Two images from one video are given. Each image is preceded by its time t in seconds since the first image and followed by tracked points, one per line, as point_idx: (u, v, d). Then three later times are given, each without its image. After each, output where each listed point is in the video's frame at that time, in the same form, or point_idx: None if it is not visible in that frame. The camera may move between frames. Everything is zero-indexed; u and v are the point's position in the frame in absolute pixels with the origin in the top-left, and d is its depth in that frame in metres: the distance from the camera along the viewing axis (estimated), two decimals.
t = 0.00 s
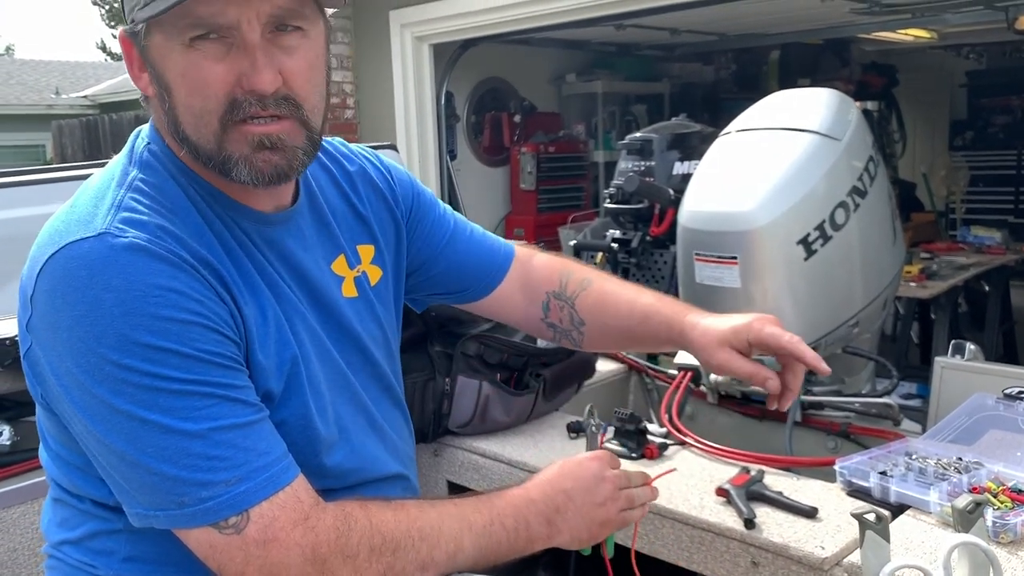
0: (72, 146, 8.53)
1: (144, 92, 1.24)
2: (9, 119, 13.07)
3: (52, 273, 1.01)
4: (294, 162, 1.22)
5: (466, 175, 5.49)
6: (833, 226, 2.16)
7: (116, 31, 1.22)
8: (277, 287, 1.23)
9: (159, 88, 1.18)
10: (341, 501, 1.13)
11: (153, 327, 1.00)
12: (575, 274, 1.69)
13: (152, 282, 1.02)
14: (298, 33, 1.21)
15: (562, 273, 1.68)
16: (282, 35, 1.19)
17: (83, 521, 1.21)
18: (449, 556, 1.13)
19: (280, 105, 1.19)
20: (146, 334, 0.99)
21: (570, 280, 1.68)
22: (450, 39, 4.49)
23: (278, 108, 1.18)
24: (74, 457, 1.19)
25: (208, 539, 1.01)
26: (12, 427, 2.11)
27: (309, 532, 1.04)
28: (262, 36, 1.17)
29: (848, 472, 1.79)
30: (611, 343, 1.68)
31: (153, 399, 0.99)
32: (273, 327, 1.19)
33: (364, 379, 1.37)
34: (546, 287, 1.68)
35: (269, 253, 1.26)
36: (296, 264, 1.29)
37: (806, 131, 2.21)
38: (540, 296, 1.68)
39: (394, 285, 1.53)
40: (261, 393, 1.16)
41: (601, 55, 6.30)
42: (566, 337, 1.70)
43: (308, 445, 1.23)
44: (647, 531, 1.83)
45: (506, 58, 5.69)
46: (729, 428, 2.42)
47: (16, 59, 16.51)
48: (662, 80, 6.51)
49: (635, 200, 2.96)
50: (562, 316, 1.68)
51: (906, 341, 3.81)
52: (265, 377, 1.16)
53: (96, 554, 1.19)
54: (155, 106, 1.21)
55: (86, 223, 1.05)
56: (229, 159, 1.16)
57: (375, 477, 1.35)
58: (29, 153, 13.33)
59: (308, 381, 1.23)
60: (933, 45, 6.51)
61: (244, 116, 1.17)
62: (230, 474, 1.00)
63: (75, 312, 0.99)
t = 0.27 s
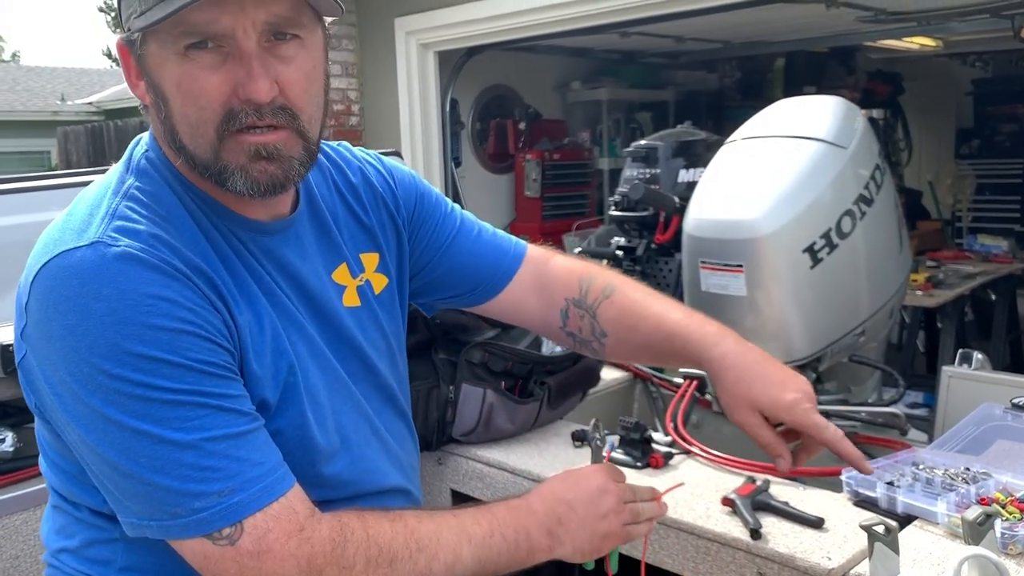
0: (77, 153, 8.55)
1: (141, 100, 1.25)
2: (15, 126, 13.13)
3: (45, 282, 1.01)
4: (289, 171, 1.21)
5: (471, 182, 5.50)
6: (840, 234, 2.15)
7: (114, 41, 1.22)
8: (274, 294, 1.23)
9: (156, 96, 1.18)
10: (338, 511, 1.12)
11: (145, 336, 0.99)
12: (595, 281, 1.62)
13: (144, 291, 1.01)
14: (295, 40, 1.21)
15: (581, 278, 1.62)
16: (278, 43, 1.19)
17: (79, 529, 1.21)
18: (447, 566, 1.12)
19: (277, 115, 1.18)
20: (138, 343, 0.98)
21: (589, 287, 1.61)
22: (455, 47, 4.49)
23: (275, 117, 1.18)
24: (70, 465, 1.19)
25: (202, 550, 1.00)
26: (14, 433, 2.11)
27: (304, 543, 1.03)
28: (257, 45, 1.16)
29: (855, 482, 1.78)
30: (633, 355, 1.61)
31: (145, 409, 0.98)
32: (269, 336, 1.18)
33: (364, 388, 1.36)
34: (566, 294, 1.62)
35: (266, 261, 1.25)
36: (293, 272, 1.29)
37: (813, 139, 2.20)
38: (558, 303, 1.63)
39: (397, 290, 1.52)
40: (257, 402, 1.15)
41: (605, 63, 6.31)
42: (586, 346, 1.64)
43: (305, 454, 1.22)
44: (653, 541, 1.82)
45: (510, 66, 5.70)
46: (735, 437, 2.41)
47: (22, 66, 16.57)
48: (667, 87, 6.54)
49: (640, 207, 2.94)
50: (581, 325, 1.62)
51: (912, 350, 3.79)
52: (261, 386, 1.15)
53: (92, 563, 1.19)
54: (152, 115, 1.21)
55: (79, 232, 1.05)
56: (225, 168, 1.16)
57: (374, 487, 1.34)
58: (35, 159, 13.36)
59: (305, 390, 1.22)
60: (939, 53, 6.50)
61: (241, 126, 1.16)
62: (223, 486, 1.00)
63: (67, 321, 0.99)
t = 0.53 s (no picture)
0: (79, 160, 8.56)
1: (141, 106, 1.24)
2: (18, 133, 13.16)
3: (50, 290, 1.01)
4: (292, 181, 1.21)
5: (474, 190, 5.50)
6: (843, 241, 2.14)
7: (114, 47, 1.22)
8: (278, 301, 1.23)
9: (157, 103, 1.17)
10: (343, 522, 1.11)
11: (151, 344, 0.99)
12: (591, 284, 1.62)
13: (149, 299, 1.01)
14: (296, 47, 1.22)
15: (577, 281, 1.62)
16: (280, 50, 1.19)
17: (83, 540, 1.20)
18: None
19: (279, 122, 1.18)
20: (143, 351, 0.98)
21: (585, 290, 1.61)
22: (458, 55, 4.50)
23: (277, 125, 1.18)
24: (73, 475, 1.18)
25: (206, 561, 1.00)
26: (17, 441, 2.10)
27: (309, 555, 1.02)
28: (259, 52, 1.17)
29: (859, 491, 1.77)
30: (630, 359, 1.60)
31: (150, 418, 0.98)
32: (273, 344, 1.18)
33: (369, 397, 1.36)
34: (562, 299, 1.62)
35: (271, 268, 1.25)
36: (297, 279, 1.28)
37: (815, 146, 2.20)
38: (554, 307, 1.63)
39: (397, 295, 1.52)
40: (262, 409, 1.15)
41: (607, 70, 6.33)
42: (581, 349, 1.64)
43: (309, 462, 1.21)
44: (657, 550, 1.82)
45: (512, 75, 5.71)
46: (738, 445, 2.40)
47: (24, 74, 16.60)
48: (670, 95, 6.54)
49: (643, 215, 2.95)
50: (577, 328, 1.62)
51: (915, 358, 3.78)
52: (265, 394, 1.15)
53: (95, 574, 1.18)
54: (153, 122, 1.21)
55: (84, 239, 1.05)
56: (230, 175, 1.16)
57: (378, 497, 1.34)
58: (37, 167, 13.38)
59: (309, 398, 1.22)
60: (940, 61, 6.50)
61: (244, 134, 1.16)
62: (228, 495, 0.99)
63: (72, 329, 0.98)
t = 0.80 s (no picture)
0: (79, 166, 8.57)
1: (145, 109, 1.23)
2: (19, 139, 13.19)
3: (53, 294, 1.01)
4: (299, 177, 1.22)
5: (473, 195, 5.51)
6: (843, 245, 2.15)
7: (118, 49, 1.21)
8: (281, 305, 1.23)
9: (163, 104, 1.17)
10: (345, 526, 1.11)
11: (154, 348, 0.99)
12: (576, 293, 1.62)
13: (152, 303, 1.01)
14: (305, 47, 1.23)
15: (564, 291, 1.62)
16: (290, 50, 1.20)
17: (85, 545, 1.20)
18: None
19: (290, 122, 1.18)
20: (147, 355, 0.98)
21: (571, 299, 1.61)
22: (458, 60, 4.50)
23: (287, 125, 1.18)
24: (75, 480, 1.18)
25: (209, 566, 0.99)
26: (17, 446, 2.10)
27: (312, 559, 1.02)
28: (270, 53, 1.18)
29: (860, 495, 1.77)
30: (615, 366, 1.60)
31: (154, 422, 0.98)
32: (275, 347, 1.18)
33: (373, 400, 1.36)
34: (548, 307, 1.62)
35: (273, 271, 1.25)
36: (299, 283, 1.28)
37: (815, 150, 2.21)
38: (540, 316, 1.63)
39: (398, 300, 1.52)
40: (265, 412, 1.15)
41: (607, 75, 6.35)
42: (567, 357, 1.64)
43: (312, 465, 1.21)
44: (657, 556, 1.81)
45: (512, 80, 5.71)
46: (738, 450, 2.40)
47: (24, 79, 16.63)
48: (669, 100, 6.55)
49: (642, 219, 2.93)
50: (563, 336, 1.62)
51: (915, 362, 3.78)
52: (268, 398, 1.15)
53: None
54: (159, 124, 1.20)
55: (87, 243, 1.05)
56: (240, 175, 1.16)
57: (380, 501, 1.33)
58: (37, 172, 13.39)
59: (312, 402, 1.21)
60: (939, 65, 6.52)
61: (255, 134, 1.16)
62: (231, 500, 0.99)
63: (75, 333, 0.98)
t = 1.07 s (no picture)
0: (77, 169, 8.56)
1: (148, 111, 1.22)
2: (18, 141, 13.19)
3: (52, 296, 1.00)
4: (308, 181, 1.22)
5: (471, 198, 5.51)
6: (841, 249, 2.15)
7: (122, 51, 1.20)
8: (279, 309, 1.22)
9: (168, 105, 1.16)
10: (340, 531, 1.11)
11: (152, 351, 0.99)
12: (547, 326, 1.65)
13: (151, 305, 1.01)
14: (310, 48, 1.23)
15: (535, 324, 1.64)
16: (295, 51, 1.21)
17: (81, 550, 1.20)
18: None
19: (296, 123, 1.18)
20: (145, 358, 0.98)
21: (542, 331, 1.63)
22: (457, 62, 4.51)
23: (294, 125, 1.18)
24: (72, 484, 1.18)
25: (204, 570, 0.99)
26: (13, 449, 2.10)
27: (308, 564, 1.02)
28: (277, 54, 1.18)
29: (858, 498, 1.77)
30: (577, 398, 1.61)
31: (150, 425, 0.97)
32: (273, 351, 1.18)
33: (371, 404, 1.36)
34: (520, 336, 1.62)
35: (272, 275, 1.24)
36: (297, 287, 1.28)
37: (813, 153, 2.21)
38: (509, 343, 1.62)
39: (395, 304, 1.51)
40: (261, 417, 1.15)
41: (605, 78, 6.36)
42: (530, 388, 1.63)
43: (308, 470, 1.21)
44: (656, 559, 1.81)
45: (510, 83, 5.71)
46: (736, 453, 2.40)
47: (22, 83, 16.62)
48: (666, 103, 6.54)
49: (640, 222, 2.92)
50: (530, 364, 1.61)
51: (913, 365, 3.79)
52: (265, 403, 1.14)
53: None
54: (162, 126, 1.20)
55: (85, 245, 1.05)
56: (247, 176, 1.15)
57: (376, 505, 1.33)
58: (36, 175, 13.38)
59: (309, 406, 1.21)
60: (936, 68, 6.53)
61: (261, 136, 1.16)
62: (227, 504, 0.99)
63: (73, 336, 0.98)
